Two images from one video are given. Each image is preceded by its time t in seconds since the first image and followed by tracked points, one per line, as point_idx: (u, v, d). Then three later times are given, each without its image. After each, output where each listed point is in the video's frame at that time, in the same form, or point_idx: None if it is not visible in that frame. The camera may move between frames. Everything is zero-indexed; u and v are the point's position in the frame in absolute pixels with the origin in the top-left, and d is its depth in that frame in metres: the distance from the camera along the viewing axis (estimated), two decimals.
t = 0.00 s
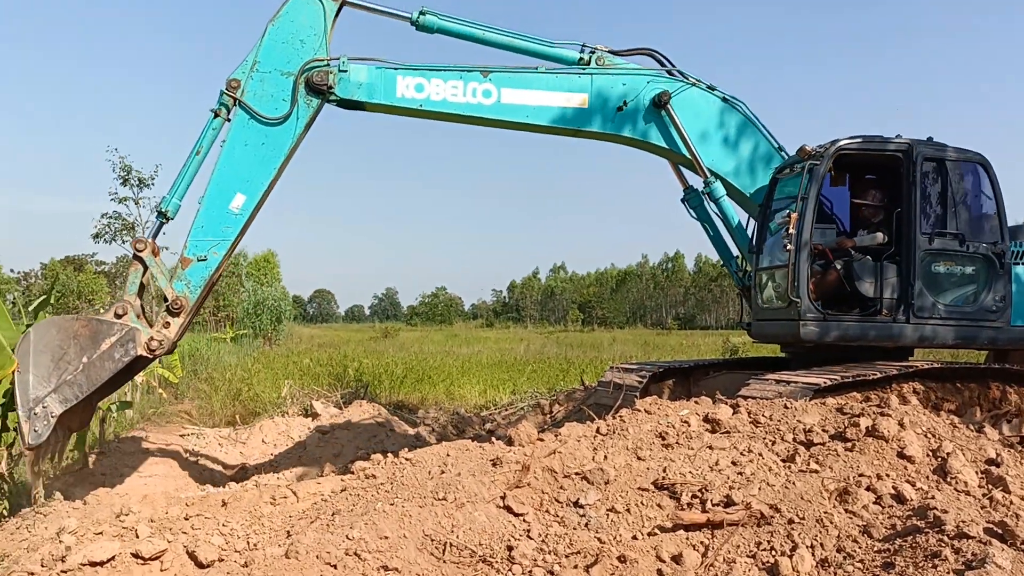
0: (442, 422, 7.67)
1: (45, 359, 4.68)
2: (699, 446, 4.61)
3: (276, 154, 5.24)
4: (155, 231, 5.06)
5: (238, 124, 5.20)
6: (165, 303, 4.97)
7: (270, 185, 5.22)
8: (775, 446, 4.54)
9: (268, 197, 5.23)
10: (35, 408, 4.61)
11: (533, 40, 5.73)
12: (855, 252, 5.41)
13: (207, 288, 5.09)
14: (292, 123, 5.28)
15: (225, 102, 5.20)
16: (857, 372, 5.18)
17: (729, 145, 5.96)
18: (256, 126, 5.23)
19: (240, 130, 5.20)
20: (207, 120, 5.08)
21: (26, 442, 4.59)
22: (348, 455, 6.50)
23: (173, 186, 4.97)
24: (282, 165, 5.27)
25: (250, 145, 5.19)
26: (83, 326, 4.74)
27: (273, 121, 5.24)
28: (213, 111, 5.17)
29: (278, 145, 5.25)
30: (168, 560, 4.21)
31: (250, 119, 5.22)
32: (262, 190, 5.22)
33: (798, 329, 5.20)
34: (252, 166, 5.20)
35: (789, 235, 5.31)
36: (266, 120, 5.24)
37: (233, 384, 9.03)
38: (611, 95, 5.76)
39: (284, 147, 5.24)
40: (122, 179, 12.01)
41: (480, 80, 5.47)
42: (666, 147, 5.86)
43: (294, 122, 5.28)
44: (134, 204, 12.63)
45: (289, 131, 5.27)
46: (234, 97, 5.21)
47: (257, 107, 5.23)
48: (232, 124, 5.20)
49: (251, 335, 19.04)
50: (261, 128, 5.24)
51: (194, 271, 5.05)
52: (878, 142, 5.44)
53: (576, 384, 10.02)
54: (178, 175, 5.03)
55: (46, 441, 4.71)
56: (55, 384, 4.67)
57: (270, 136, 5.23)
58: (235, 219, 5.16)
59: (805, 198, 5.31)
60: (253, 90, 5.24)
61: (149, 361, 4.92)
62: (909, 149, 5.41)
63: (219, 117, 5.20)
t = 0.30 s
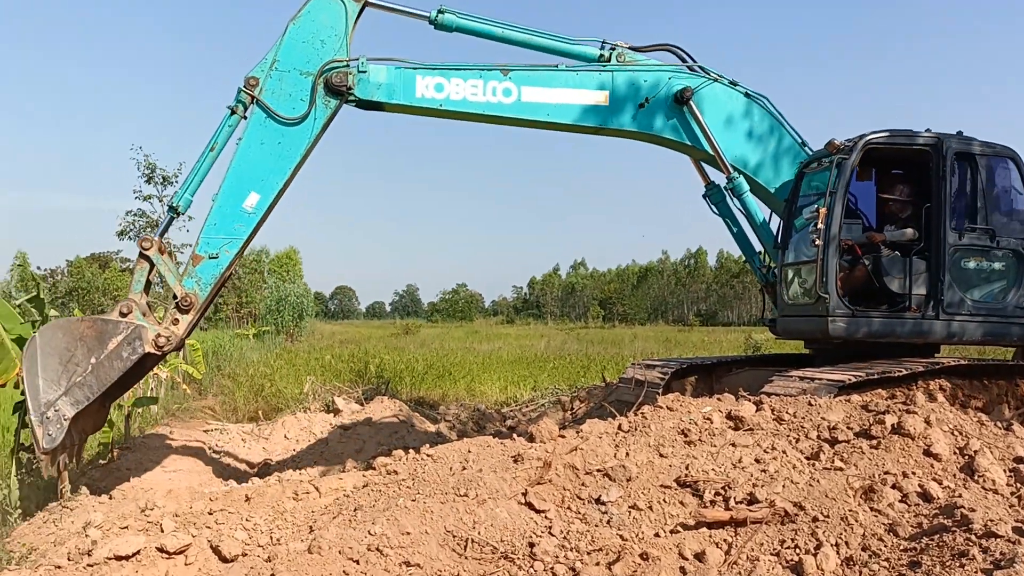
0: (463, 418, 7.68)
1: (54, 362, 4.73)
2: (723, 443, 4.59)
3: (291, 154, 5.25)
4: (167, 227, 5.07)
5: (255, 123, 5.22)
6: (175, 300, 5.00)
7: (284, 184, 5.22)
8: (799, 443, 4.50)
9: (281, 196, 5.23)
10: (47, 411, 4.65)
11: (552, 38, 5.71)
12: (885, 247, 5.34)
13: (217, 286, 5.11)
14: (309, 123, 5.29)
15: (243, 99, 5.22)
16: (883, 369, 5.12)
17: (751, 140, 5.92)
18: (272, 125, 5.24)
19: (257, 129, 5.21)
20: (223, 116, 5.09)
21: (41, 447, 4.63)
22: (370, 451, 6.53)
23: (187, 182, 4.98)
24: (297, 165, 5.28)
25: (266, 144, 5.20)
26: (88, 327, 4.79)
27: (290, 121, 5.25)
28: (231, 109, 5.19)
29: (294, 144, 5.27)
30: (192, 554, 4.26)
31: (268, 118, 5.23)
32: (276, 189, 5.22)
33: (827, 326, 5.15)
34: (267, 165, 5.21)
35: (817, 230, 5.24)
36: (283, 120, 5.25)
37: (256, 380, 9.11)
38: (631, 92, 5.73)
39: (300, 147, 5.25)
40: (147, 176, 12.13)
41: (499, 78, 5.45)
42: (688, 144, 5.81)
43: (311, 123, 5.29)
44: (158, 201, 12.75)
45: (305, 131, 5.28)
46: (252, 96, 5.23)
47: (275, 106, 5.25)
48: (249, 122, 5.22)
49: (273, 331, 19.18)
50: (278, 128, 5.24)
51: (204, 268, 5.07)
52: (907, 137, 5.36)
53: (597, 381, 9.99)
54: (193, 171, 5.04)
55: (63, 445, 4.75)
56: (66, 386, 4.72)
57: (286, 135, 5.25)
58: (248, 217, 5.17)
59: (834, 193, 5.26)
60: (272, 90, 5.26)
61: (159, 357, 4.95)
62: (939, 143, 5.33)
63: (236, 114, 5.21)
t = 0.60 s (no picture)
0: (475, 414, 7.68)
1: (74, 381, 4.77)
2: (736, 440, 4.57)
3: (301, 156, 5.25)
4: (179, 230, 5.08)
5: (265, 125, 5.23)
6: (188, 304, 5.03)
7: (296, 186, 5.23)
8: (814, 441, 4.48)
9: (293, 198, 5.24)
10: (76, 430, 4.71)
11: (562, 36, 5.69)
12: (902, 242, 5.29)
13: (230, 288, 5.13)
14: (319, 125, 5.29)
15: (253, 101, 5.23)
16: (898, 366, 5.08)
17: (763, 136, 5.88)
18: (283, 127, 5.25)
19: (267, 131, 5.22)
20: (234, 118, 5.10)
21: (75, 466, 4.71)
22: (382, 447, 6.55)
23: (199, 185, 4.99)
24: (307, 167, 5.28)
25: (277, 146, 5.22)
26: (101, 342, 4.83)
27: (301, 122, 5.25)
28: (241, 111, 5.20)
29: (305, 146, 5.27)
30: (206, 549, 4.29)
31: (278, 120, 5.24)
32: (288, 192, 5.23)
33: (843, 323, 5.10)
34: (278, 167, 5.22)
35: (832, 227, 5.20)
36: (293, 121, 5.25)
37: (270, 377, 9.15)
38: (642, 89, 5.70)
39: (311, 149, 5.25)
40: (160, 173, 12.18)
41: (509, 77, 5.43)
42: (700, 141, 5.78)
43: (321, 124, 5.29)
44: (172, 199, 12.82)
45: (316, 133, 5.28)
46: (262, 98, 5.24)
47: (286, 108, 5.26)
48: (260, 124, 5.23)
49: (286, 327, 19.27)
50: (288, 129, 5.25)
51: (217, 271, 5.09)
52: (922, 131, 5.32)
53: (609, 377, 9.97)
54: (204, 174, 5.05)
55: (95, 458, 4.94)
56: (90, 403, 4.77)
57: (297, 137, 5.25)
58: (260, 220, 5.18)
59: (848, 189, 5.21)
60: (282, 91, 5.27)
61: (175, 360, 5.00)
62: (955, 138, 5.29)
63: (246, 116, 5.21)
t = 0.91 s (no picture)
0: (482, 414, 7.68)
1: (86, 387, 4.80)
2: (743, 438, 4.56)
3: (309, 155, 5.27)
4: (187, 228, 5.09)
5: (272, 123, 5.24)
6: (196, 302, 5.04)
7: (303, 185, 5.24)
8: (821, 440, 4.47)
9: (300, 197, 5.26)
10: (93, 435, 4.76)
11: (569, 34, 5.68)
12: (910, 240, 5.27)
13: (238, 287, 5.15)
14: (327, 123, 5.30)
15: (260, 100, 5.24)
16: (906, 364, 5.06)
17: (769, 133, 5.87)
18: (290, 126, 5.26)
19: (275, 130, 5.23)
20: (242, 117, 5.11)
21: (96, 469, 4.79)
22: (389, 446, 6.56)
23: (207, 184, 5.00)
24: (315, 165, 5.30)
25: (284, 145, 5.23)
26: (110, 346, 4.84)
27: (308, 121, 5.26)
28: (249, 110, 5.22)
29: (312, 145, 5.28)
30: (213, 548, 4.30)
31: (286, 119, 5.25)
32: (295, 190, 5.24)
33: (850, 321, 5.08)
34: (286, 166, 5.23)
35: (840, 224, 5.19)
36: (301, 120, 5.26)
37: (277, 376, 9.17)
38: (649, 87, 5.69)
39: (318, 148, 5.26)
40: (168, 173, 12.24)
41: (515, 76, 5.43)
42: (707, 139, 5.77)
43: (329, 123, 5.30)
44: (180, 198, 12.87)
45: (323, 132, 5.30)
46: (269, 97, 5.25)
47: (293, 107, 5.27)
48: (268, 122, 5.24)
49: (294, 326, 19.32)
50: (295, 128, 5.26)
51: (225, 270, 5.10)
52: (930, 130, 5.29)
53: (615, 376, 9.96)
54: (212, 173, 5.05)
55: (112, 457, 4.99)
56: (104, 407, 4.80)
57: (304, 136, 5.27)
58: (268, 218, 5.19)
59: (856, 188, 5.19)
60: (289, 90, 5.28)
61: (185, 358, 5.03)
62: (964, 136, 5.26)
63: (253, 115, 5.22)
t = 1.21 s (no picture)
0: (485, 413, 7.69)
1: (105, 407, 4.92)
2: (746, 438, 4.56)
3: (313, 163, 5.27)
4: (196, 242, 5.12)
5: (276, 134, 5.25)
6: (208, 315, 5.09)
7: (309, 194, 5.25)
8: (824, 439, 4.46)
9: (307, 206, 5.27)
10: (115, 453, 4.90)
11: (569, 39, 5.69)
12: (913, 239, 5.27)
13: (249, 298, 5.18)
14: (330, 131, 5.31)
15: (262, 112, 5.25)
16: (909, 364, 5.05)
17: (769, 134, 5.87)
18: (294, 136, 5.26)
19: (278, 141, 5.24)
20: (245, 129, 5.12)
21: (121, 486, 4.93)
22: (392, 446, 6.57)
23: (213, 198, 5.02)
24: (320, 174, 5.30)
25: (289, 155, 5.24)
26: (126, 365, 4.91)
27: (310, 131, 5.27)
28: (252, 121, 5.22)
29: (316, 153, 5.29)
30: (217, 547, 4.31)
31: (289, 129, 5.26)
32: (302, 200, 5.25)
33: (851, 320, 5.09)
34: (291, 176, 5.24)
35: (840, 224, 5.19)
36: (303, 130, 5.27)
37: (280, 376, 9.18)
38: (649, 91, 5.69)
39: (322, 156, 5.26)
40: (171, 173, 12.27)
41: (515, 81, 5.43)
42: (707, 142, 5.78)
43: (331, 131, 5.31)
44: (183, 198, 12.90)
45: (327, 140, 5.30)
46: (272, 108, 5.27)
47: (296, 118, 5.27)
48: (271, 134, 5.25)
49: (297, 326, 19.34)
50: (299, 138, 5.27)
51: (235, 282, 5.14)
52: (930, 129, 5.28)
53: (618, 375, 9.95)
54: (218, 187, 5.07)
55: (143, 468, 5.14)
56: (124, 425, 4.91)
57: (308, 145, 5.27)
58: (275, 229, 5.21)
59: (857, 189, 5.19)
60: (291, 100, 5.28)
61: (199, 371, 5.11)
62: (964, 135, 5.25)
63: (257, 127, 5.23)
